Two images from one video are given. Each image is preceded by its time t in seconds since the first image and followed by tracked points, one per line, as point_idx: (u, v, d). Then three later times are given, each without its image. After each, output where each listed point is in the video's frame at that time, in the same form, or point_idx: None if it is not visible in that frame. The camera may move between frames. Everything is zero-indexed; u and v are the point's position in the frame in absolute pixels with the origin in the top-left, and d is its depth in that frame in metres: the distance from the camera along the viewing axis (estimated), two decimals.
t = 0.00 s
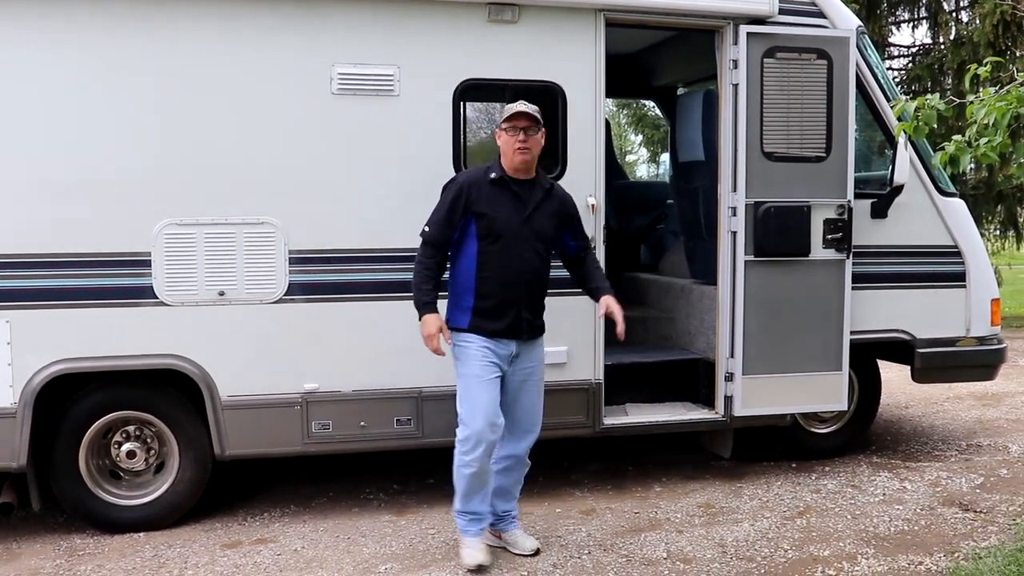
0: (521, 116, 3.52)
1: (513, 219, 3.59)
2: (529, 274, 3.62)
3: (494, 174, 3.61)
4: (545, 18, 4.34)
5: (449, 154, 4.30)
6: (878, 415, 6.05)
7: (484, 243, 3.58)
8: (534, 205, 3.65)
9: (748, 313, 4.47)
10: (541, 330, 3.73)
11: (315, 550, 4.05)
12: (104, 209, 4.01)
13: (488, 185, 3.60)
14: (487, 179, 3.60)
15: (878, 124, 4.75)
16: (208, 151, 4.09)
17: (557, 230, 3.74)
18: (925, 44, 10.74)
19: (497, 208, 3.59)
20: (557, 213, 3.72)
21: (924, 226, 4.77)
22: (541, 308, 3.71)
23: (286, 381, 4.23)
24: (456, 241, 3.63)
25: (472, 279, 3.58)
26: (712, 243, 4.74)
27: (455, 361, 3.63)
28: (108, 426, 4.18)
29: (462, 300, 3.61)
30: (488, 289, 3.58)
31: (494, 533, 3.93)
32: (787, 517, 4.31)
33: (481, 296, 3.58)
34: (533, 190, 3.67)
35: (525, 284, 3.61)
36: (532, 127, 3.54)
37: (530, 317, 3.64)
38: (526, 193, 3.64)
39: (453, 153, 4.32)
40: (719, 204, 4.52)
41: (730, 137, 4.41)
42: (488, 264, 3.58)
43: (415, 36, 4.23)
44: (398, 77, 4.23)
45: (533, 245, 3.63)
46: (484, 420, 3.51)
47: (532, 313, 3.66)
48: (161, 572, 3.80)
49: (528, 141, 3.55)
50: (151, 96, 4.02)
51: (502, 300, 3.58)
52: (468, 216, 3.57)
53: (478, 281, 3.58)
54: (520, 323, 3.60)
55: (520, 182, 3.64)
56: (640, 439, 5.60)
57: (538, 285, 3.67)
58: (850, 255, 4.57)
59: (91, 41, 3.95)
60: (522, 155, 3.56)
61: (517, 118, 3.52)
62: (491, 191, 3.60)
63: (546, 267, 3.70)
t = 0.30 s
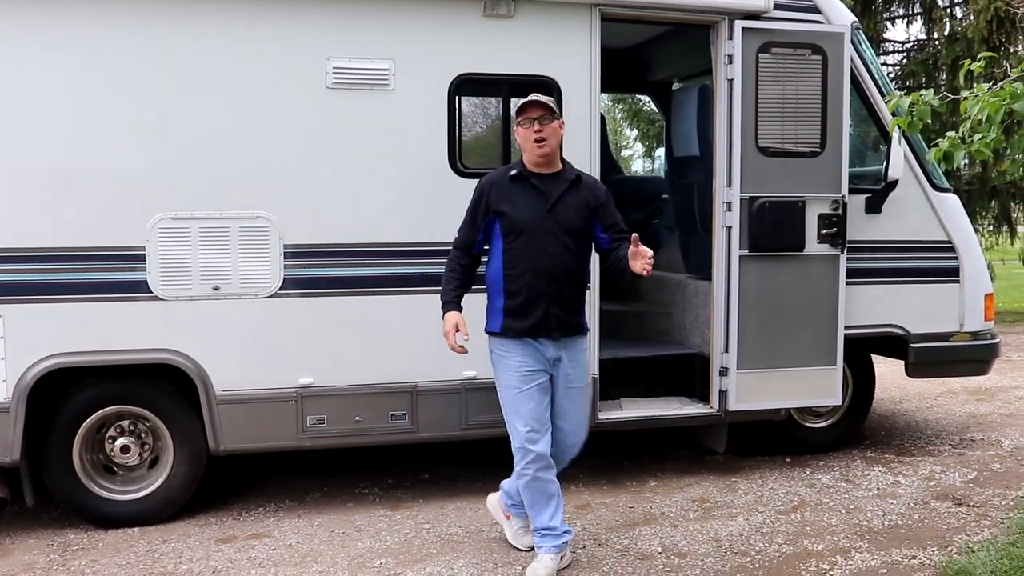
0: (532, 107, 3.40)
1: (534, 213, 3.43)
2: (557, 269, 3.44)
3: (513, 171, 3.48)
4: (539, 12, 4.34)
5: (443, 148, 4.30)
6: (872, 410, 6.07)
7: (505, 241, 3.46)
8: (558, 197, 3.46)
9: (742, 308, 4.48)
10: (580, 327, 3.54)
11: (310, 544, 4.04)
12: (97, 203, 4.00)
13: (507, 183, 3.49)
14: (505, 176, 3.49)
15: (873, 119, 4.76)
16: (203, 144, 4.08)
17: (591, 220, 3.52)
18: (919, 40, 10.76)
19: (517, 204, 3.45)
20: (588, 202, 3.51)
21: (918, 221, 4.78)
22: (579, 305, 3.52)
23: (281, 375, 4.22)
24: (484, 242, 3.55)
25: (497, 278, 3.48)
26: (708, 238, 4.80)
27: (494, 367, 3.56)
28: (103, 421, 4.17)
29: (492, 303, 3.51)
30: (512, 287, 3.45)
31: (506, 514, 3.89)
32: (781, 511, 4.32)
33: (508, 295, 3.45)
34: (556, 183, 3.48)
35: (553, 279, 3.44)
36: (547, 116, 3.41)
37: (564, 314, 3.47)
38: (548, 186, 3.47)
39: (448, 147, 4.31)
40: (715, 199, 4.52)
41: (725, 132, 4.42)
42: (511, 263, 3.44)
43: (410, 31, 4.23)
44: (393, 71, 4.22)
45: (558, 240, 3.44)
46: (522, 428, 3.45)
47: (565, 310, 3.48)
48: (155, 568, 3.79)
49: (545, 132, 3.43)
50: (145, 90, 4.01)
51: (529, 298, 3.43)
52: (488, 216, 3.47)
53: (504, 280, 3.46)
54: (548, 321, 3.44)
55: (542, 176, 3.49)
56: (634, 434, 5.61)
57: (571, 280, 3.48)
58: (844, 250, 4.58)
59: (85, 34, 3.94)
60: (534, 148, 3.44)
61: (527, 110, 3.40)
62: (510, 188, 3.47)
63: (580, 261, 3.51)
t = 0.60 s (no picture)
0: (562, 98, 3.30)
1: (561, 209, 3.35)
2: (584, 267, 3.32)
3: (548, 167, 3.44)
4: (531, 9, 4.34)
5: (435, 145, 4.30)
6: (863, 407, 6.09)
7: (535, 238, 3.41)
8: (588, 191, 3.35)
9: (734, 306, 4.48)
10: (614, 328, 3.37)
11: (301, 542, 4.04)
12: (87, 199, 3.99)
13: (542, 179, 3.45)
14: (540, 172, 3.45)
15: (864, 117, 4.77)
16: (194, 141, 4.06)
17: (625, 216, 3.36)
18: (911, 38, 10.78)
19: (550, 200, 3.39)
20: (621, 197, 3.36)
21: (909, 219, 4.79)
22: (611, 305, 3.37)
23: (272, 373, 4.21)
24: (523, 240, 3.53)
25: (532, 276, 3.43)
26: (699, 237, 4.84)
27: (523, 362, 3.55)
28: (93, 418, 4.16)
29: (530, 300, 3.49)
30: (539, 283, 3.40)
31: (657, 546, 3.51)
32: (772, 508, 4.33)
33: (537, 290, 3.41)
34: (588, 178, 3.38)
35: (579, 277, 3.33)
36: (576, 111, 3.30)
37: (592, 313, 3.33)
38: (580, 181, 3.38)
39: (440, 144, 4.30)
40: (706, 197, 4.53)
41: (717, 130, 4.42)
42: (539, 259, 3.39)
43: (401, 28, 4.22)
44: (385, 68, 4.22)
45: (583, 235, 3.33)
46: (528, 426, 3.43)
47: (592, 308, 3.34)
48: (146, 565, 3.78)
49: (575, 126, 3.32)
50: (136, 87, 4.00)
51: (553, 294, 3.37)
52: (521, 212, 3.45)
53: (535, 277, 3.41)
54: (569, 319, 3.34)
55: (574, 171, 3.40)
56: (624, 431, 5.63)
57: (600, 278, 3.33)
58: (836, 248, 4.59)
59: (75, 30, 3.92)
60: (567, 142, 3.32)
61: (556, 101, 3.29)
62: (544, 184, 3.43)
63: (614, 258, 3.36)
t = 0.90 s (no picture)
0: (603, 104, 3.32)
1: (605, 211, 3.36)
2: (620, 271, 3.31)
3: (609, 166, 3.43)
4: (520, 8, 4.35)
5: (425, 143, 4.29)
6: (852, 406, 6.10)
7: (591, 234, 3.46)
8: (631, 195, 3.30)
9: (724, 305, 4.48)
10: (650, 336, 3.31)
11: (290, 540, 4.03)
12: (75, 197, 3.97)
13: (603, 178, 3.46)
14: (602, 171, 3.46)
15: (853, 117, 4.80)
16: (184, 139, 4.05)
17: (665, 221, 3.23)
18: (900, 38, 10.80)
19: (603, 201, 3.40)
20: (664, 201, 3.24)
21: (898, 218, 4.81)
22: (648, 312, 3.30)
23: (261, 371, 4.21)
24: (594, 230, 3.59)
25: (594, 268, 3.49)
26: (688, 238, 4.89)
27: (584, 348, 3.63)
28: (81, 417, 4.15)
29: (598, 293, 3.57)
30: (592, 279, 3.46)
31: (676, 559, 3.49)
32: (761, 506, 4.33)
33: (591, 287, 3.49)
34: (634, 181, 3.32)
35: (615, 281, 3.33)
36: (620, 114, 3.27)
37: (623, 318, 3.32)
38: (627, 184, 3.34)
39: (430, 142, 4.30)
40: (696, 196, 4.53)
41: (706, 129, 4.43)
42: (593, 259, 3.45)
43: (391, 26, 4.22)
44: (374, 67, 4.21)
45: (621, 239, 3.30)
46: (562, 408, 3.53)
47: (625, 312, 3.32)
48: (135, 564, 3.77)
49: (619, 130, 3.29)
50: (125, 85, 3.99)
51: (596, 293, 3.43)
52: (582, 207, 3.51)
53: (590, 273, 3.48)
54: (601, 321, 3.38)
55: (628, 173, 3.36)
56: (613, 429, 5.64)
57: (637, 282, 3.29)
58: (825, 247, 4.60)
59: (64, 28, 3.91)
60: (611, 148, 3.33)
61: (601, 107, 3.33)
62: (603, 183, 3.44)
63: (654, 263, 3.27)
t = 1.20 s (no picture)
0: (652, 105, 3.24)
1: (638, 209, 3.40)
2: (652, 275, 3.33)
3: (646, 164, 3.46)
4: (514, 7, 4.35)
5: (418, 142, 4.29)
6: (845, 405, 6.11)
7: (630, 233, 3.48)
8: (661, 194, 3.32)
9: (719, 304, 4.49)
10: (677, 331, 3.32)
11: (284, 539, 4.03)
12: (68, 196, 3.97)
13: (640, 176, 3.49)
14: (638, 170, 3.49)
15: (847, 116, 4.80)
16: (178, 138, 4.05)
17: (689, 220, 3.23)
18: (894, 37, 10.81)
19: (637, 200, 3.43)
20: (690, 200, 3.25)
21: (892, 218, 4.81)
22: (680, 310, 3.32)
23: (255, 370, 4.20)
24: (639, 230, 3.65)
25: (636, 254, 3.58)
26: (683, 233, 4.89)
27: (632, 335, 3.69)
28: (75, 415, 4.14)
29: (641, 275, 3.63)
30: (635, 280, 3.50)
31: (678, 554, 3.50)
32: (755, 505, 4.33)
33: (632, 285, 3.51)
34: (665, 180, 3.34)
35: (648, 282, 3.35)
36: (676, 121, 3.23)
37: (653, 313, 3.36)
38: (660, 183, 3.36)
39: (423, 141, 4.30)
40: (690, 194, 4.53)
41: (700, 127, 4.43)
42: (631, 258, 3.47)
43: (385, 25, 4.22)
44: (368, 65, 4.21)
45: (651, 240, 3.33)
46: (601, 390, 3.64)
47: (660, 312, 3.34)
48: (128, 563, 3.77)
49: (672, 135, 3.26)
50: (119, 83, 3.98)
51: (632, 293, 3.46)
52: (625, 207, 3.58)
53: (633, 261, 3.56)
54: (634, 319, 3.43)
55: (663, 171, 3.38)
56: (606, 429, 5.64)
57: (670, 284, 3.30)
58: (819, 246, 4.61)
59: (57, 27, 3.90)
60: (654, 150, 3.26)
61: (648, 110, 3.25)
62: (640, 182, 3.47)
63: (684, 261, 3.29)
